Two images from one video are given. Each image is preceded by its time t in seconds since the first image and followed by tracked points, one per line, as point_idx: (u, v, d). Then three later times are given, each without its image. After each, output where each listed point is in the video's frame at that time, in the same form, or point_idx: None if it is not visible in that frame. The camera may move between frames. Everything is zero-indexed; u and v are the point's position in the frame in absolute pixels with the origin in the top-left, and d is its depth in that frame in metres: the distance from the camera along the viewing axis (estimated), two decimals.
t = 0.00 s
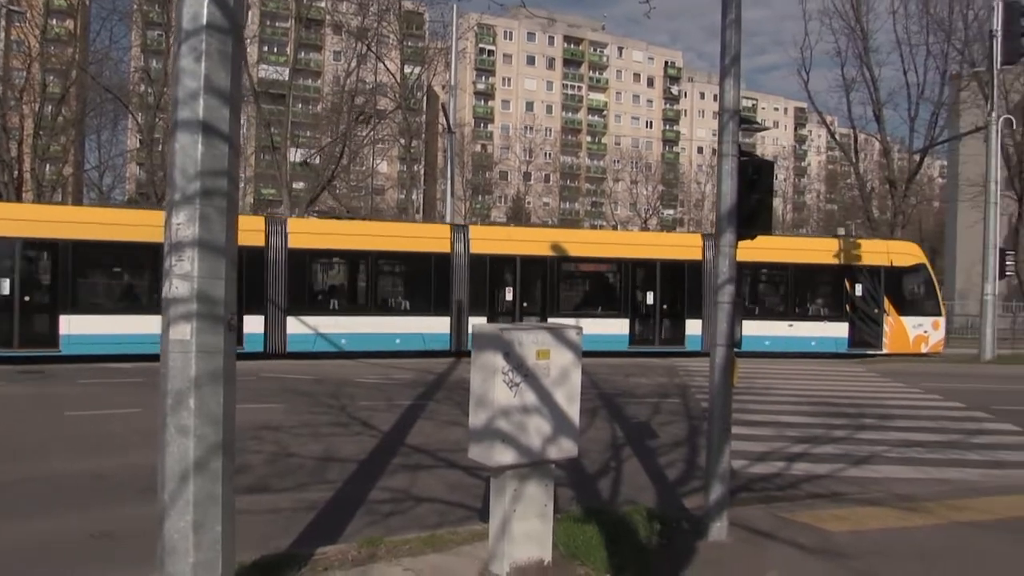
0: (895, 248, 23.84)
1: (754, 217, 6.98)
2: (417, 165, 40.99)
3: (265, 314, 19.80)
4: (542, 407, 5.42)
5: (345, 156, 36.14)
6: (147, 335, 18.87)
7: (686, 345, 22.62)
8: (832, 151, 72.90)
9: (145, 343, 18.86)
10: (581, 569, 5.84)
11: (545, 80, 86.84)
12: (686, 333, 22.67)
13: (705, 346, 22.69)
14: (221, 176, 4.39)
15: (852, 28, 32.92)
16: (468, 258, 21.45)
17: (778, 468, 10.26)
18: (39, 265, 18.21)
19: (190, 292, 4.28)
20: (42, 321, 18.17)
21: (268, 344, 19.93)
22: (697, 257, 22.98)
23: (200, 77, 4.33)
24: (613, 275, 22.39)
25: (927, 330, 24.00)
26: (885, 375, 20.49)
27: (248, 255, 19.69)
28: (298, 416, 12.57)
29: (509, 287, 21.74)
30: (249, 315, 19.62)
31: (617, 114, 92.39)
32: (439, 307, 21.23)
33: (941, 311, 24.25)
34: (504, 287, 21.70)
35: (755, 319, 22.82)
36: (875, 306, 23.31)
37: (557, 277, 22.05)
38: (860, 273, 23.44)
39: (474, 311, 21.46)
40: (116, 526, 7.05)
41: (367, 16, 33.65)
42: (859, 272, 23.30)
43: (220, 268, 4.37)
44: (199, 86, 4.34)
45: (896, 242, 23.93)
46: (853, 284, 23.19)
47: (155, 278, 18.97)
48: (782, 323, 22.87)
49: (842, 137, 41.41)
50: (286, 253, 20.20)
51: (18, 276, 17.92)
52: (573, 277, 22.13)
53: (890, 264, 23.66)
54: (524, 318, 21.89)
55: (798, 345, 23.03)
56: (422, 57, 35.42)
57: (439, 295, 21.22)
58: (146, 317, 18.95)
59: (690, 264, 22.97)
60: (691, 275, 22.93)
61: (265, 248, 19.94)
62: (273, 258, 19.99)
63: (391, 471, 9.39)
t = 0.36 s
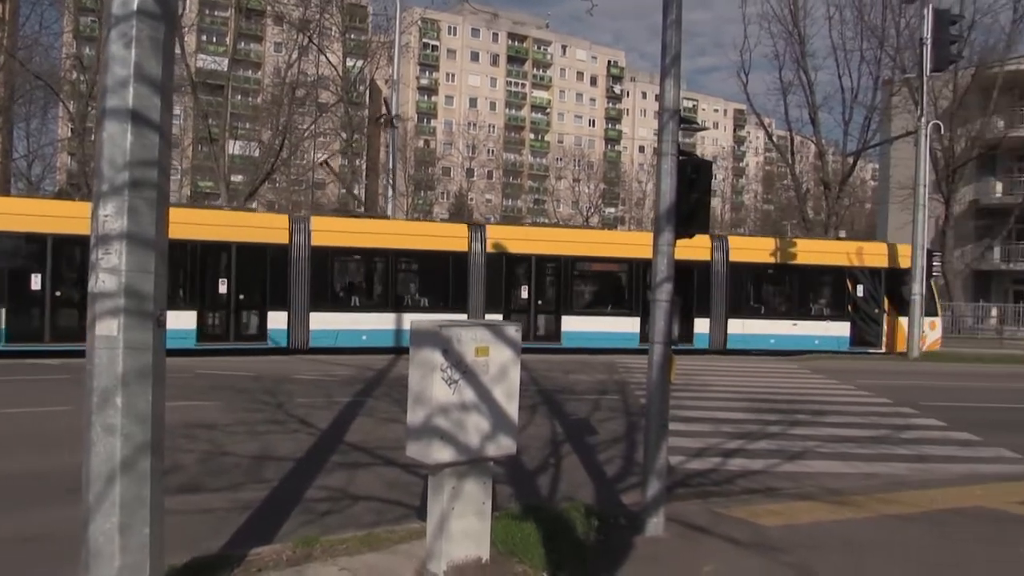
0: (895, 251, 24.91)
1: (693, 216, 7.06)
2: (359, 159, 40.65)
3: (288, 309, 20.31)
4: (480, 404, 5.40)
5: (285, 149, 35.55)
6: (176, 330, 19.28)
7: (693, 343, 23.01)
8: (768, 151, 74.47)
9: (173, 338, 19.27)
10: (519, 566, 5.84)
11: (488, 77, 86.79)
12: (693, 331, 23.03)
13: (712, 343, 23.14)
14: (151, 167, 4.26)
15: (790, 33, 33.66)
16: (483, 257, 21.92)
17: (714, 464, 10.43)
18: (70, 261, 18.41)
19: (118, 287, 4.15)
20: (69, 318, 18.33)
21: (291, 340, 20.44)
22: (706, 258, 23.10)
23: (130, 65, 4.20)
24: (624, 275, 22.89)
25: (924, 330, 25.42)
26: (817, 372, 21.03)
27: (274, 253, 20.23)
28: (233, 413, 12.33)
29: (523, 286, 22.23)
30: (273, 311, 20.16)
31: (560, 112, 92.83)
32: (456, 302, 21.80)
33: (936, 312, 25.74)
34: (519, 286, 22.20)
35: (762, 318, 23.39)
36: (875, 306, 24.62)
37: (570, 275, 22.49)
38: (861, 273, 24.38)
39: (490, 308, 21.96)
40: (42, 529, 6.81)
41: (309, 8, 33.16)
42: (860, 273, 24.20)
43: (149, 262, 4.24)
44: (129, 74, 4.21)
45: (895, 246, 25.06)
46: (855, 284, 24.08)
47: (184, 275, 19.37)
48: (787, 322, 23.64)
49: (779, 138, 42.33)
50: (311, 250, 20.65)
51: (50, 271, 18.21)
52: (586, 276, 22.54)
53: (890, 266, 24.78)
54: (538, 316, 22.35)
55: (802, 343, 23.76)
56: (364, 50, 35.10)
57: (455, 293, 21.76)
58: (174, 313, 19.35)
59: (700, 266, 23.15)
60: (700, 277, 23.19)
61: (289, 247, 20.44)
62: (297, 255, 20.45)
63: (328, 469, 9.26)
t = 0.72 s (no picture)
0: (885, 255, 26.18)
1: (629, 217, 7.10)
2: (293, 154, 39.96)
3: (304, 307, 20.73)
4: (415, 405, 5.34)
5: (218, 142, 34.64)
6: (197, 328, 19.80)
7: (694, 343, 23.96)
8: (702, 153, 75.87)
9: (194, 336, 19.79)
10: (452, 567, 5.79)
11: (427, 74, 86.28)
12: (695, 332, 24.00)
13: (712, 343, 24.19)
14: (72, 158, 4.08)
15: (724, 37, 34.28)
16: (494, 258, 22.44)
17: (648, 462, 10.54)
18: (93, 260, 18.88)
19: (35, 282, 3.96)
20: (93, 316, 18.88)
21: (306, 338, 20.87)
22: (704, 260, 24.26)
23: (50, 50, 4.02)
24: (628, 278, 23.54)
25: (913, 331, 26.63)
26: (748, 371, 21.46)
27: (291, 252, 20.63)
28: (159, 414, 11.97)
29: (532, 285, 22.71)
30: (290, 309, 20.59)
31: (499, 111, 92.80)
32: (467, 303, 22.26)
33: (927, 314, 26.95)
34: (528, 286, 22.66)
35: (759, 319, 24.45)
36: (867, 309, 26.23)
37: (576, 276, 23.17)
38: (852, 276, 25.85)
39: (501, 309, 22.44)
40: None
41: None
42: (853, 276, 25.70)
43: (69, 257, 4.06)
44: (49, 60, 4.03)
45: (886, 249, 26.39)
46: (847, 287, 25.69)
47: (204, 273, 19.82)
48: (783, 324, 24.89)
49: (713, 141, 43.09)
50: (326, 249, 21.05)
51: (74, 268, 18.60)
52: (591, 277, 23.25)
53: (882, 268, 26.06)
54: (546, 317, 22.90)
55: (797, 343, 25.25)
56: (301, 43, 34.56)
57: (464, 294, 22.15)
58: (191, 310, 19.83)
59: (700, 268, 24.20)
60: (701, 279, 24.10)
61: (306, 246, 20.86)
62: (313, 254, 20.87)
63: (258, 470, 9.06)
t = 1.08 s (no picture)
0: (887, 257, 27.02)
1: (573, 217, 7.09)
2: (234, 151, 39.25)
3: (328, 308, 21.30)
4: (358, 407, 5.23)
5: (157, 138, 33.80)
6: (224, 328, 20.14)
7: (702, 342, 24.95)
8: (646, 154, 76.85)
9: (221, 337, 20.14)
10: (398, 572, 5.70)
11: (371, 72, 85.61)
12: (703, 331, 24.98)
13: (719, 342, 25.31)
14: None
15: (667, 39, 34.69)
16: (511, 261, 23.26)
17: (593, 461, 10.57)
18: (127, 260, 19.18)
19: None
20: (126, 316, 19.19)
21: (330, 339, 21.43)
22: (712, 263, 25.12)
23: None
24: (639, 278, 24.29)
25: (911, 330, 27.54)
26: (691, 369, 21.75)
27: (316, 255, 21.08)
28: (93, 418, 11.60)
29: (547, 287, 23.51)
30: (316, 310, 21.10)
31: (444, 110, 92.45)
32: (486, 305, 22.91)
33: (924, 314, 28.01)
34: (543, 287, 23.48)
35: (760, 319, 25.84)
36: (868, 308, 26.63)
37: (591, 278, 23.82)
38: (855, 276, 26.47)
39: (517, 310, 23.19)
40: None
41: None
42: (853, 277, 26.38)
43: None
44: None
45: (887, 251, 27.15)
46: (849, 288, 26.36)
47: (234, 275, 20.25)
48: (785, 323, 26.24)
49: (656, 142, 43.58)
50: (350, 253, 21.48)
51: (106, 271, 18.94)
52: (604, 278, 23.98)
53: (882, 270, 26.81)
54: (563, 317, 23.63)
55: (799, 341, 26.45)
56: (242, 38, 34.03)
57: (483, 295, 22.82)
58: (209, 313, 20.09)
59: (709, 269, 25.08)
60: (710, 280, 25.04)
61: (330, 249, 21.30)
62: (337, 256, 21.34)
63: (197, 475, 8.83)
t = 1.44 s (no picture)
0: (884, 256, 27.88)
1: (517, 215, 7.03)
2: (174, 150, 38.28)
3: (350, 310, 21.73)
4: (298, 411, 5.11)
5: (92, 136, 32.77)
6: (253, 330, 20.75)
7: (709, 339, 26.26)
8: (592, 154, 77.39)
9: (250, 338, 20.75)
10: None
11: (315, 70, 84.51)
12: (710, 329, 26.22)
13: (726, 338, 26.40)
14: None
15: (611, 39, 34.86)
16: (527, 264, 23.78)
17: (540, 460, 10.53)
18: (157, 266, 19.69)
19: None
20: (157, 320, 19.65)
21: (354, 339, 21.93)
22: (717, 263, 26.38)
23: None
24: (647, 278, 25.15)
25: (908, 326, 28.71)
26: (638, 366, 21.90)
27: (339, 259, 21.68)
28: (24, 426, 11.18)
29: (561, 287, 24.17)
30: (339, 312, 21.59)
31: (389, 109, 91.61)
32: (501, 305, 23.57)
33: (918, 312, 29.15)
34: (557, 287, 24.12)
35: (768, 316, 26.60)
36: (867, 305, 27.57)
37: (602, 278, 24.60)
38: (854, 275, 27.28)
39: (532, 310, 23.80)
40: None
41: None
42: (854, 276, 27.11)
43: None
44: None
45: (885, 252, 28.10)
46: (849, 287, 27.06)
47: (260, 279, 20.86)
48: (791, 321, 26.69)
49: (602, 142, 43.75)
50: (370, 256, 21.97)
51: (140, 277, 19.43)
52: (616, 277, 24.75)
53: (880, 269, 27.66)
54: (576, 317, 24.42)
55: (804, 339, 26.79)
56: (180, 34, 33.28)
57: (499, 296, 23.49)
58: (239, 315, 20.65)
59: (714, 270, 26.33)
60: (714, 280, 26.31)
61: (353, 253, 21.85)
62: (359, 260, 21.79)
63: (134, 483, 8.56)
